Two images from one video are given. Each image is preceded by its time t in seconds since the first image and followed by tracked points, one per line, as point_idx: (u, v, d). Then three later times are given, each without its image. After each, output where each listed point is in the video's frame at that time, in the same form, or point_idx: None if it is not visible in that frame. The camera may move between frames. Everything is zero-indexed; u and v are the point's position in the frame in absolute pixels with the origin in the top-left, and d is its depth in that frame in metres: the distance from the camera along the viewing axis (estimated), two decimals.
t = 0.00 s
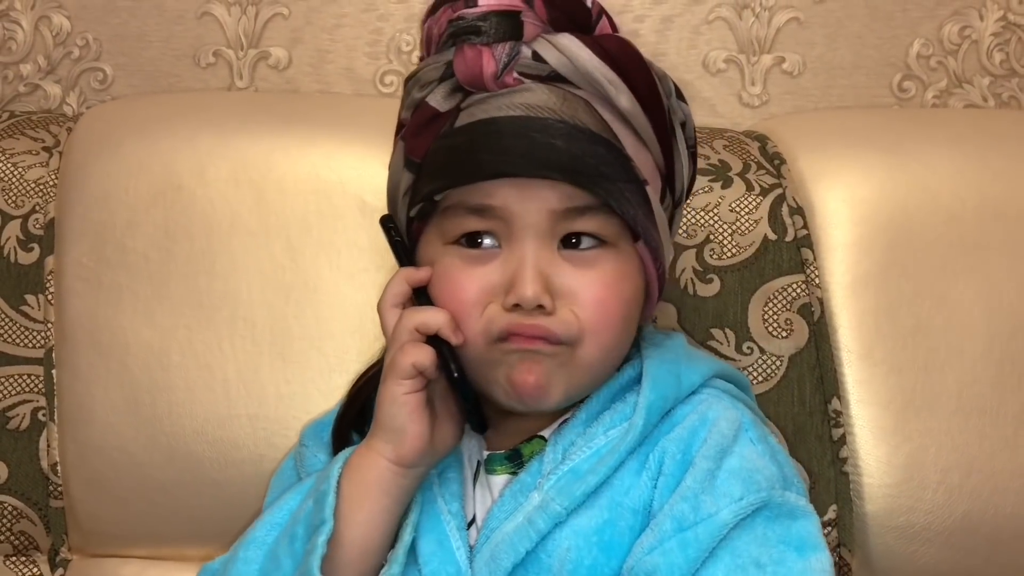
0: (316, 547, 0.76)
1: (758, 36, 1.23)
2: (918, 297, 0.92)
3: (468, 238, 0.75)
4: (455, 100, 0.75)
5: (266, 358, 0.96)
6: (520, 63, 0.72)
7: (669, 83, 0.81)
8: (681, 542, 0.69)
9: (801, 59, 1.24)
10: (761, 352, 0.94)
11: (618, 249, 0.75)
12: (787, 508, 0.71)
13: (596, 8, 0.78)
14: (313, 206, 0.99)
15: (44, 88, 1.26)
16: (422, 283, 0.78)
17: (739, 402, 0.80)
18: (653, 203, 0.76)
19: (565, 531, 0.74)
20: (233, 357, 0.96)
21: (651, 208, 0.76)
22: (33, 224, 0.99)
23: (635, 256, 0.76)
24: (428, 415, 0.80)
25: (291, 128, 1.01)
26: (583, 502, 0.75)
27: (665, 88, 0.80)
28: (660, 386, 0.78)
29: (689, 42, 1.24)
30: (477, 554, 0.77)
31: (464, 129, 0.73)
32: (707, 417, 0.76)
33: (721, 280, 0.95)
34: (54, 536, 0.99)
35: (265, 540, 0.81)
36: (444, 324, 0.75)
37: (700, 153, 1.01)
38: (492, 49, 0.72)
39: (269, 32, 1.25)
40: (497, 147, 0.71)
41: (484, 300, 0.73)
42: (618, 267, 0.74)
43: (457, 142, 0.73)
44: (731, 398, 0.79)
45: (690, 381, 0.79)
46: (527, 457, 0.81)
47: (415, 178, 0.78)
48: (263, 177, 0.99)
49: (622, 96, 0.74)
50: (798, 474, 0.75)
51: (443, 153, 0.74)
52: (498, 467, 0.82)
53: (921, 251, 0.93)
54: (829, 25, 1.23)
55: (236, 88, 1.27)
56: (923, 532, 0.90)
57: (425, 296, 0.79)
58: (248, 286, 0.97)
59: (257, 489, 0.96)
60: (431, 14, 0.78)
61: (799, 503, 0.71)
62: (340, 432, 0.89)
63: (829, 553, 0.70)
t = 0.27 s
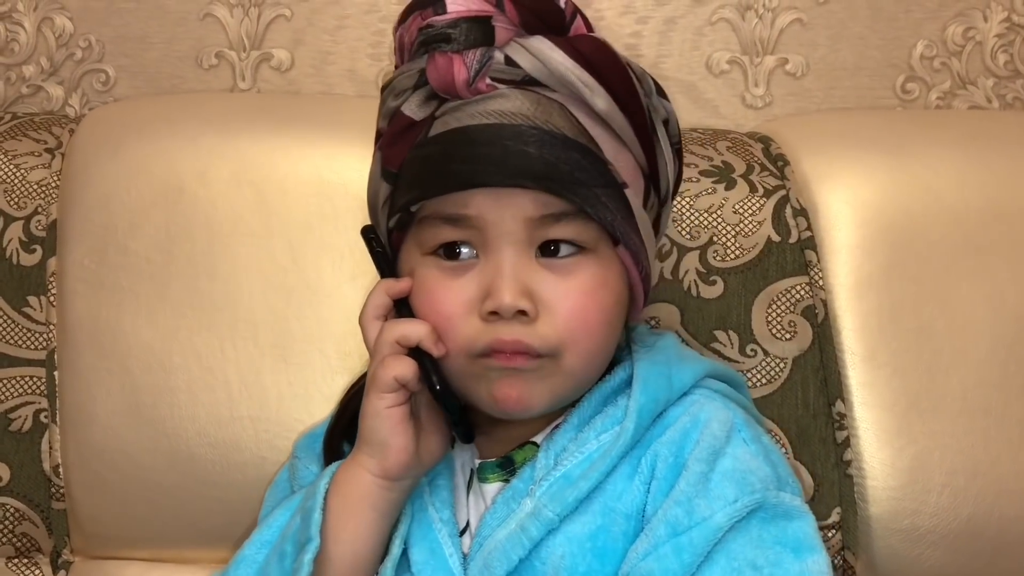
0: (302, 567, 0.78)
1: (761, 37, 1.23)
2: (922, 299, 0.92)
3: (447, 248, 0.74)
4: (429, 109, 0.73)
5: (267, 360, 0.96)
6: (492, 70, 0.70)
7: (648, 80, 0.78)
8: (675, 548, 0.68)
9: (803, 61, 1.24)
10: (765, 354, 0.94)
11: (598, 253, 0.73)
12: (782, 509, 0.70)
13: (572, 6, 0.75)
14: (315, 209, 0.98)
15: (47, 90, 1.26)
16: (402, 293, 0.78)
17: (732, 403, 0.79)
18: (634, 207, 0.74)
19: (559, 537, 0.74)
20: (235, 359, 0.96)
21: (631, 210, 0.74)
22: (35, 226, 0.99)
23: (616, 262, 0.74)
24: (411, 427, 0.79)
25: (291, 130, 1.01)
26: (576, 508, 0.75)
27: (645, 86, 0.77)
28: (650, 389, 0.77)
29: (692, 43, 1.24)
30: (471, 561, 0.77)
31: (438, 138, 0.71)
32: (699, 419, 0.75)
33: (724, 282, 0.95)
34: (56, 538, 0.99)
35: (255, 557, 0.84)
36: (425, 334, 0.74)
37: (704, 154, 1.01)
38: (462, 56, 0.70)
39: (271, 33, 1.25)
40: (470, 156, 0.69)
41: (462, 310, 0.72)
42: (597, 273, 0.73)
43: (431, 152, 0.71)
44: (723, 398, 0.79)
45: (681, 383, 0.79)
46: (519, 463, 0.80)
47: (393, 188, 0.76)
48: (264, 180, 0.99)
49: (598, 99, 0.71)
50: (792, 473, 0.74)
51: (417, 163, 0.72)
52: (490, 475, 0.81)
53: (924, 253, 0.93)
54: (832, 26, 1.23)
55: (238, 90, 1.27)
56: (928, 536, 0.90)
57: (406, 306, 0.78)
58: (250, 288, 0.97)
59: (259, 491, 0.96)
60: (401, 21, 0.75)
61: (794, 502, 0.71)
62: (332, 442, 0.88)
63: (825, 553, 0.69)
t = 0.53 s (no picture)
0: None
1: (769, 38, 1.23)
2: (932, 300, 0.91)
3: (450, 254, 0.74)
4: (427, 112, 0.73)
5: (275, 361, 0.96)
6: (491, 73, 0.69)
7: (647, 81, 0.77)
8: (682, 553, 0.68)
9: (812, 62, 1.23)
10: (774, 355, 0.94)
11: (600, 256, 0.73)
12: (790, 511, 0.70)
13: (570, 5, 0.73)
14: (323, 209, 0.98)
15: (55, 91, 1.26)
16: (403, 299, 0.78)
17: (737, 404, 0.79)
18: (636, 209, 0.74)
19: (565, 543, 0.74)
20: (243, 361, 0.96)
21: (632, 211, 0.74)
22: (43, 227, 0.99)
23: (617, 264, 0.74)
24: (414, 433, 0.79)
25: (299, 130, 1.01)
26: (582, 513, 0.75)
27: (644, 86, 0.77)
28: (655, 393, 0.77)
29: (700, 44, 1.24)
30: (477, 567, 0.76)
31: (437, 142, 0.71)
32: (705, 421, 0.75)
33: (733, 283, 0.95)
34: (64, 539, 0.99)
35: (260, 566, 0.83)
36: (426, 340, 0.74)
37: (713, 155, 1.00)
38: (461, 60, 0.69)
39: (279, 34, 1.25)
40: (469, 160, 0.69)
41: (462, 315, 0.72)
42: (598, 275, 0.72)
43: (431, 157, 0.71)
44: (728, 400, 0.78)
45: (686, 385, 0.78)
46: (524, 468, 0.80)
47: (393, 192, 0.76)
48: (272, 181, 0.99)
49: (597, 100, 0.71)
50: (799, 474, 0.74)
51: (417, 167, 0.72)
52: (495, 480, 0.81)
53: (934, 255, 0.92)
54: (840, 27, 1.23)
55: (246, 90, 1.27)
56: (939, 538, 0.89)
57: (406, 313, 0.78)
58: (257, 288, 0.97)
59: (267, 493, 0.96)
60: (399, 23, 0.74)
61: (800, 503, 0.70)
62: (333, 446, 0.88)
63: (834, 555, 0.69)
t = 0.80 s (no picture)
0: None
1: (776, 39, 1.22)
2: (942, 302, 0.91)
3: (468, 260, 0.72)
4: (440, 110, 0.71)
5: (280, 364, 0.96)
6: (507, 69, 0.69)
7: (660, 80, 0.77)
8: (690, 561, 0.67)
9: (819, 63, 1.23)
10: (783, 359, 0.93)
11: (621, 257, 0.72)
12: (799, 520, 0.69)
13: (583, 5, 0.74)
14: (328, 211, 0.98)
15: (60, 92, 1.26)
16: (419, 308, 0.76)
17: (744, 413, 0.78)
18: (654, 208, 0.73)
19: (570, 552, 0.73)
20: (248, 364, 0.95)
21: (650, 209, 0.73)
22: (47, 229, 0.99)
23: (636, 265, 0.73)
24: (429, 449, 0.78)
25: (305, 131, 1.01)
26: (587, 522, 0.74)
27: (657, 84, 0.76)
28: (662, 401, 0.76)
29: (706, 45, 1.23)
30: None
31: (454, 142, 0.70)
32: (712, 430, 0.74)
33: (742, 286, 0.94)
34: (68, 542, 0.98)
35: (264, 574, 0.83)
36: (444, 354, 0.73)
37: (720, 157, 1.00)
38: (477, 56, 0.69)
39: (284, 35, 1.25)
40: (490, 160, 0.68)
41: (481, 321, 0.71)
42: (618, 275, 0.72)
43: (448, 157, 0.70)
44: (736, 408, 0.78)
45: (693, 394, 0.78)
46: (531, 479, 0.79)
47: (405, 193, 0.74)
48: (277, 182, 0.98)
49: (614, 98, 0.70)
50: (807, 482, 0.73)
51: (433, 168, 0.71)
52: (504, 493, 0.80)
53: (945, 257, 0.92)
54: (848, 28, 1.22)
55: (251, 92, 1.26)
56: (949, 543, 0.88)
57: (422, 321, 0.77)
58: (263, 290, 0.96)
59: (272, 497, 0.95)
60: (410, 22, 0.74)
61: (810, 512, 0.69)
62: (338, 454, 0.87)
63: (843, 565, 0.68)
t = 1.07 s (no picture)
0: None
1: (778, 40, 1.21)
2: (947, 307, 0.89)
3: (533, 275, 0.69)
4: (513, 112, 0.68)
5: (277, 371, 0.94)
6: (595, 75, 0.67)
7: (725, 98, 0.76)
8: None
9: (821, 64, 1.21)
10: (787, 364, 0.91)
11: (691, 283, 0.71)
12: (837, 559, 0.68)
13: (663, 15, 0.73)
14: (325, 216, 0.96)
15: (54, 95, 1.25)
16: (479, 317, 0.72)
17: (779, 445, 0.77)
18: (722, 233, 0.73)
19: None
20: (244, 371, 0.94)
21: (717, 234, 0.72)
22: (41, 233, 0.97)
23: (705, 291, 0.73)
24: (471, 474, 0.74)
25: (302, 135, 1.00)
26: (614, 553, 0.72)
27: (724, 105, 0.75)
28: (698, 430, 0.75)
29: (708, 46, 1.22)
30: None
31: (536, 154, 0.67)
32: (747, 461, 0.73)
33: (744, 290, 0.92)
34: (62, 552, 0.97)
35: None
36: (507, 371, 0.69)
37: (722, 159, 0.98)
38: (564, 58, 0.68)
39: (281, 37, 1.24)
40: (574, 175, 0.65)
41: (556, 342, 0.67)
42: (691, 302, 0.70)
43: (528, 168, 0.67)
44: (771, 441, 0.77)
45: (729, 424, 0.77)
46: (553, 501, 0.78)
47: (466, 198, 0.71)
48: (274, 187, 0.97)
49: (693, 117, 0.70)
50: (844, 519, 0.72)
51: (509, 177, 0.67)
52: (522, 513, 0.79)
53: (951, 261, 0.90)
54: (851, 29, 1.21)
55: (247, 94, 1.25)
56: (955, 551, 0.87)
57: (478, 332, 0.72)
58: (259, 295, 0.95)
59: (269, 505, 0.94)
60: (486, 13, 0.72)
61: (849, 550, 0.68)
62: (345, 453, 0.85)
63: None
